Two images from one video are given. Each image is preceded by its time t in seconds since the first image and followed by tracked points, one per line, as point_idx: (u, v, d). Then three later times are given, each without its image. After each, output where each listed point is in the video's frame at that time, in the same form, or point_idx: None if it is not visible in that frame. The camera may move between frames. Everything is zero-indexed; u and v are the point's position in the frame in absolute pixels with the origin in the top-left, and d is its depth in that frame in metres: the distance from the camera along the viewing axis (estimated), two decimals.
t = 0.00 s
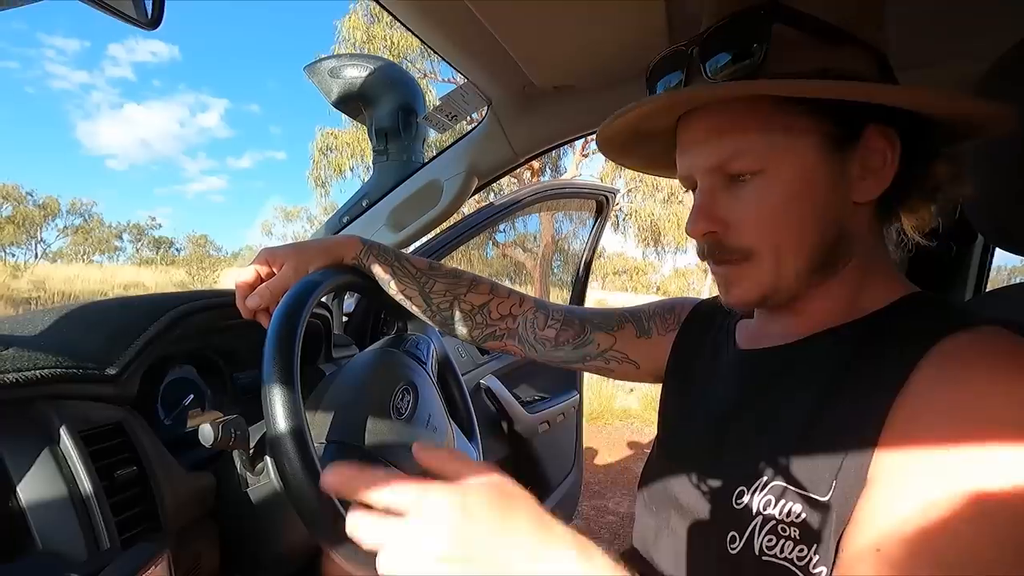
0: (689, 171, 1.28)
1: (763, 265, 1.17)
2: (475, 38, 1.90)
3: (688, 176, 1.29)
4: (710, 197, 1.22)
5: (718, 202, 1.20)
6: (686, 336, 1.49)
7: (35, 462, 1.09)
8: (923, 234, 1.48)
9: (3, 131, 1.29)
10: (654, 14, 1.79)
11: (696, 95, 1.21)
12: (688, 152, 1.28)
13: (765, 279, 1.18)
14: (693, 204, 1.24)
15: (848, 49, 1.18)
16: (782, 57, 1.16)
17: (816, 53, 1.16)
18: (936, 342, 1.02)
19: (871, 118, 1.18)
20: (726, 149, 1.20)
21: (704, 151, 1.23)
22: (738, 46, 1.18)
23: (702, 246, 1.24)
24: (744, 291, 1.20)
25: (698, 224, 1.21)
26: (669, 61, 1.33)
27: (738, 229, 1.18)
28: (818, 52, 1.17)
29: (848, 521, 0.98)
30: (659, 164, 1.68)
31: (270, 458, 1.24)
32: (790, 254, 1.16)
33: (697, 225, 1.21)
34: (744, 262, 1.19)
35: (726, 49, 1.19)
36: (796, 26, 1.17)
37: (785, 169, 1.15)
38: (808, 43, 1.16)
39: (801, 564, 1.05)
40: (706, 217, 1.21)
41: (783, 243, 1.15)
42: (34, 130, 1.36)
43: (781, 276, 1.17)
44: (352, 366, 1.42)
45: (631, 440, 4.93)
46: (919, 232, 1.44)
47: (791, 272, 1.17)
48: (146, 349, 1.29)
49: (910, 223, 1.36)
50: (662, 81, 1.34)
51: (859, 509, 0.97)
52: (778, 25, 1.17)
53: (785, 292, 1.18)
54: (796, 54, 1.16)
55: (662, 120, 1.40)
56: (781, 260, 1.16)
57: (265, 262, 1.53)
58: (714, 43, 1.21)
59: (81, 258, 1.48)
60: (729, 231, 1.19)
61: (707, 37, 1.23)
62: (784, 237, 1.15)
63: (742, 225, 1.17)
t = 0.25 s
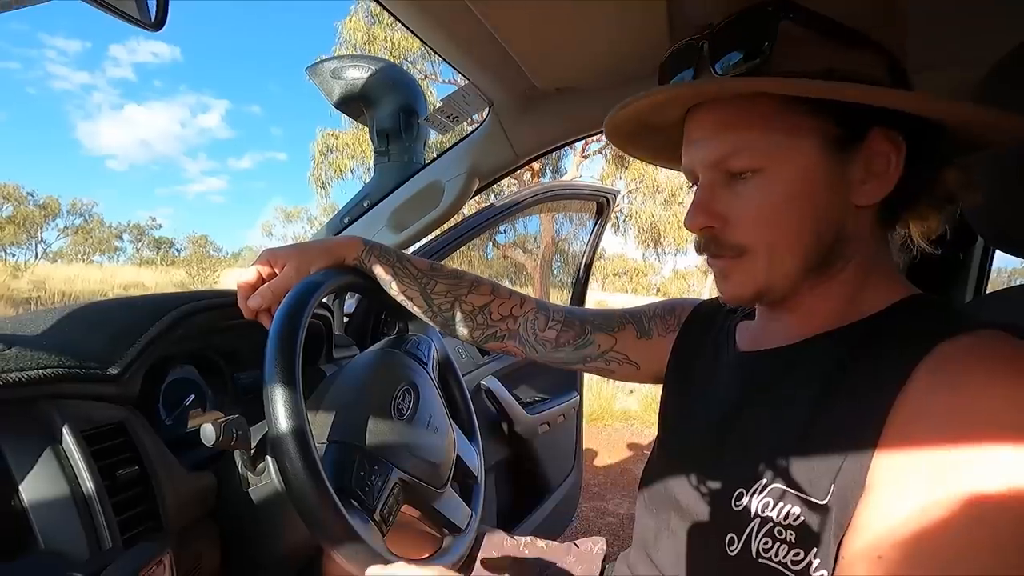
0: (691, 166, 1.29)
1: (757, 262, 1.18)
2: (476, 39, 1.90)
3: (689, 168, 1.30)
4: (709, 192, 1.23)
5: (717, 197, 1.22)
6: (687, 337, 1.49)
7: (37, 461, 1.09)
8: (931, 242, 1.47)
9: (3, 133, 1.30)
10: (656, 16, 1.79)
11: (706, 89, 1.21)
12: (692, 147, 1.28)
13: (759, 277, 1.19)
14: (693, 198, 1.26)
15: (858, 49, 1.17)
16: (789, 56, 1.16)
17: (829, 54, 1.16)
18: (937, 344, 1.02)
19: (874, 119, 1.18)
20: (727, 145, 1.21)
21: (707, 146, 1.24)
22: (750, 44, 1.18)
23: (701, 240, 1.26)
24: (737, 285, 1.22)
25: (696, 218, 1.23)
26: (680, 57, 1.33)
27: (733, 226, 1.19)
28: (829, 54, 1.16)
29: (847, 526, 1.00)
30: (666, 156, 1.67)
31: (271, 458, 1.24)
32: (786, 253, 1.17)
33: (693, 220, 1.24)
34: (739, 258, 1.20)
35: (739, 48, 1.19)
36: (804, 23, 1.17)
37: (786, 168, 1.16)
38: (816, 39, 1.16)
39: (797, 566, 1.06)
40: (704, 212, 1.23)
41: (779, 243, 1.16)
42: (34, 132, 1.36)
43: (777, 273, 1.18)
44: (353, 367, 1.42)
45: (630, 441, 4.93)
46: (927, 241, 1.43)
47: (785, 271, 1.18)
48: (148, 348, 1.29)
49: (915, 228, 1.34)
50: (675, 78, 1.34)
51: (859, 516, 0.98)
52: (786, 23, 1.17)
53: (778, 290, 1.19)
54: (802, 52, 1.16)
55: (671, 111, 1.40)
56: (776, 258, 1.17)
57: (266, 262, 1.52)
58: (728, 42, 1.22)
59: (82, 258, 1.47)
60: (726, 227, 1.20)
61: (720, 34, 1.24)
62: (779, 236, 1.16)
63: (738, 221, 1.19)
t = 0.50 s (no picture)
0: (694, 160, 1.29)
1: (756, 258, 1.19)
2: (474, 38, 1.89)
3: (692, 162, 1.30)
4: (710, 186, 1.23)
5: (719, 191, 1.22)
6: (687, 335, 1.49)
7: (36, 460, 1.09)
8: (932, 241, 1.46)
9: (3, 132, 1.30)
10: (656, 14, 1.79)
11: (711, 83, 1.21)
12: (695, 141, 1.28)
13: (758, 274, 1.19)
14: (694, 191, 1.26)
15: (860, 46, 1.17)
16: (793, 53, 1.16)
17: (833, 50, 1.16)
18: (937, 343, 1.02)
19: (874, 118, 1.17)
20: (730, 139, 1.20)
21: (709, 141, 1.24)
22: (754, 40, 1.19)
23: (702, 235, 1.26)
24: (735, 281, 1.22)
25: (697, 212, 1.24)
26: (687, 51, 1.33)
27: (733, 220, 1.20)
28: (834, 50, 1.16)
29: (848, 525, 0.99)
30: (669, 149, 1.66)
31: (271, 457, 1.24)
32: (785, 250, 1.17)
33: (693, 214, 1.25)
34: (739, 253, 1.20)
35: (746, 43, 1.19)
36: (806, 19, 1.17)
37: (790, 163, 1.16)
38: (821, 34, 1.16)
39: (796, 565, 1.06)
40: (704, 206, 1.23)
41: (778, 240, 1.17)
42: (34, 131, 1.36)
43: (776, 269, 1.18)
44: (352, 366, 1.42)
45: (630, 440, 4.94)
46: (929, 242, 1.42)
47: (784, 269, 1.18)
48: (147, 347, 1.29)
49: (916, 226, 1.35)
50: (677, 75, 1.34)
51: (860, 515, 0.97)
52: (790, 17, 1.18)
53: (777, 288, 1.20)
54: (806, 50, 1.16)
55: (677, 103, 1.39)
56: (776, 255, 1.18)
57: (265, 260, 1.52)
58: (733, 39, 1.22)
59: (81, 258, 1.48)
60: (726, 222, 1.20)
61: (724, 30, 1.24)
62: (779, 232, 1.16)
63: (739, 216, 1.19)
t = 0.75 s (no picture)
0: (695, 167, 1.28)
1: (770, 263, 1.18)
2: (471, 39, 1.89)
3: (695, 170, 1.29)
4: (719, 192, 1.22)
5: (728, 197, 1.21)
6: (685, 337, 1.49)
7: (33, 464, 1.09)
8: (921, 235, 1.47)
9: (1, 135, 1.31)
10: (652, 15, 1.79)
11: (714, 85, 1.20)
12: (695, 146, 1.28)
13: (773, 281, 1.19)
14: (701, 198, 1.25)
15: (856, 47, 1.17)
16: (796, 53, 1.16)
17: (831, 49, 1.16)
18: (934, 343, 1.02)
19: (872, 117, 1.17)
20: (735, 144, 1.20)
21: (712, 146, 1.23)
22: (750, 41, 1.19)
23: (708, 240, 1.26)
24: (750, 294, 1.21)
25: (707, 219, 1.23)
26: (679, 52, 1.32)
27: (745, 227, 1.19)
28: (833, 50, 1.16)
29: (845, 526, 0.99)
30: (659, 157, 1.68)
31: (269, 459, 1.24)
32: (798, 251, 1.17)
33: (704, 221, 1.23)
34: (752, 260, 1.20)
35: (740, 46, 1.19)
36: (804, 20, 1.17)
37: (798, 168, 1.15)
38: (822, 34, 1.16)
39: (795, 569, 1.06)
40: (715, 213, 1.22)
41: (792, 242, 1.16)
42: (32, 133, 1.36)
43: (789, 273, 1.18)
44: (351, 367, 1.41)
45: (629, 440, 4.94)
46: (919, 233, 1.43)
47: (796, 271, 1.17)
48: (145, 350, 1.29)
49: (909, 225, 1.35)
50: (670, 76, 1.34)
51: (857, 517, 0.97)
52: (798, 17, 1.17)
53: (791, 291, 1.19)
54: (812, 49, 1.16)
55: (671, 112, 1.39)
56: (787, 260, 1.17)
57: (263, 262, 1.52)
58: (727, 40, 1.22)
59: (80, 260, 1.47)
60: (738, 228, 1.20)
61: (722, 30, 1.24)
62: (792, 236, 1.16)
63: (751, 223, 1.18)
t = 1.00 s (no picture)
0: (698, 165, 1.28)
1: (776, 264, 1.18)
2: (473, 36, 1.90)
3: (698, 168, 1.29)
4: (722, 191, 1.22)
5: (732, 197, 1.21)
6: (687, 336, 1.49)
7: (36, 460, 1.09)
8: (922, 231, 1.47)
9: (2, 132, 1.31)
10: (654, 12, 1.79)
11: (719, 83, 1.20)
12: (698, 146, 1.27)
13: (781, 283, 1.18)
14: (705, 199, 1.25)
15: (858, 44, 1.17)
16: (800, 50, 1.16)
17: (834, 46, 1.16)
18: (936, 341, 1.02)
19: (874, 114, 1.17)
20: (740, 144, 1.20)
21: (715, 146, 1.23)
22: (750, 38, 1.19)
23: (712, 240, 1.26)
24: (758, 298, 1.20)
25: (713, 220, 1.22)
26: (679, 50, 1.32)
27: (751, 227, 1.18)
28: (835, 47, 1.16)
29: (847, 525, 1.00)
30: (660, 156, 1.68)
31: (271, 456, 1.24)
32: (803, 250, 1.16)
33: (713, 220, 1.22)
34: (757, 261, 1.20)
35: (740, 42, 1.20)
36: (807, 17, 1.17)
37: (801, 169, 1.15)
38: (824, 32, 1.16)
39: (798, 568, 1.06)
40: (720, 214, 1.22)
41: (796, 241, 1.16)
42: (33, 130, 1.36)
43: (794, 275, 1.18)
44: (352, 364, 1.41)
45: (630, 438, 4.94)
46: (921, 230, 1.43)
47: (801, 270, 1.17)
48: (147, 347, 1.29)
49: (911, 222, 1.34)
50: (668, 73, 1.35)
51: (858, 515, 0.97)
52: (804, 14, 1.16)
53: (800, 293, 1.18)
54: (817, 46, 1.16)
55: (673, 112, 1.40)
56: (794, 261, 1.17)
57: (265, 259, 1.52)
58: (728, 36, 1.22)
59: (81, 257, 1.47)
60: (743, 228, 1.19)
61: (723, 27, 1.23)
62: (797, 235, 1.16)
63: (757, 223, 1.18)
